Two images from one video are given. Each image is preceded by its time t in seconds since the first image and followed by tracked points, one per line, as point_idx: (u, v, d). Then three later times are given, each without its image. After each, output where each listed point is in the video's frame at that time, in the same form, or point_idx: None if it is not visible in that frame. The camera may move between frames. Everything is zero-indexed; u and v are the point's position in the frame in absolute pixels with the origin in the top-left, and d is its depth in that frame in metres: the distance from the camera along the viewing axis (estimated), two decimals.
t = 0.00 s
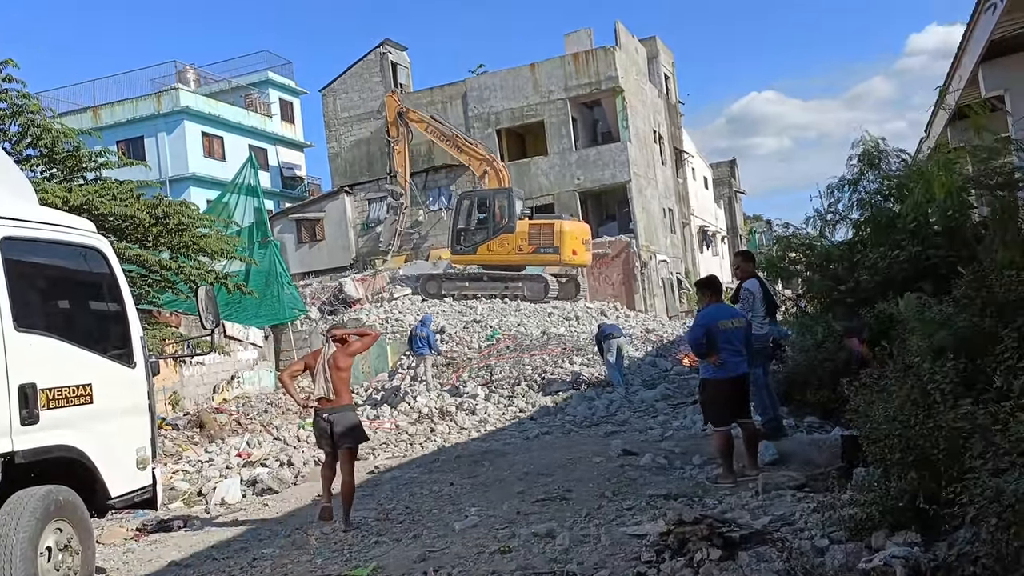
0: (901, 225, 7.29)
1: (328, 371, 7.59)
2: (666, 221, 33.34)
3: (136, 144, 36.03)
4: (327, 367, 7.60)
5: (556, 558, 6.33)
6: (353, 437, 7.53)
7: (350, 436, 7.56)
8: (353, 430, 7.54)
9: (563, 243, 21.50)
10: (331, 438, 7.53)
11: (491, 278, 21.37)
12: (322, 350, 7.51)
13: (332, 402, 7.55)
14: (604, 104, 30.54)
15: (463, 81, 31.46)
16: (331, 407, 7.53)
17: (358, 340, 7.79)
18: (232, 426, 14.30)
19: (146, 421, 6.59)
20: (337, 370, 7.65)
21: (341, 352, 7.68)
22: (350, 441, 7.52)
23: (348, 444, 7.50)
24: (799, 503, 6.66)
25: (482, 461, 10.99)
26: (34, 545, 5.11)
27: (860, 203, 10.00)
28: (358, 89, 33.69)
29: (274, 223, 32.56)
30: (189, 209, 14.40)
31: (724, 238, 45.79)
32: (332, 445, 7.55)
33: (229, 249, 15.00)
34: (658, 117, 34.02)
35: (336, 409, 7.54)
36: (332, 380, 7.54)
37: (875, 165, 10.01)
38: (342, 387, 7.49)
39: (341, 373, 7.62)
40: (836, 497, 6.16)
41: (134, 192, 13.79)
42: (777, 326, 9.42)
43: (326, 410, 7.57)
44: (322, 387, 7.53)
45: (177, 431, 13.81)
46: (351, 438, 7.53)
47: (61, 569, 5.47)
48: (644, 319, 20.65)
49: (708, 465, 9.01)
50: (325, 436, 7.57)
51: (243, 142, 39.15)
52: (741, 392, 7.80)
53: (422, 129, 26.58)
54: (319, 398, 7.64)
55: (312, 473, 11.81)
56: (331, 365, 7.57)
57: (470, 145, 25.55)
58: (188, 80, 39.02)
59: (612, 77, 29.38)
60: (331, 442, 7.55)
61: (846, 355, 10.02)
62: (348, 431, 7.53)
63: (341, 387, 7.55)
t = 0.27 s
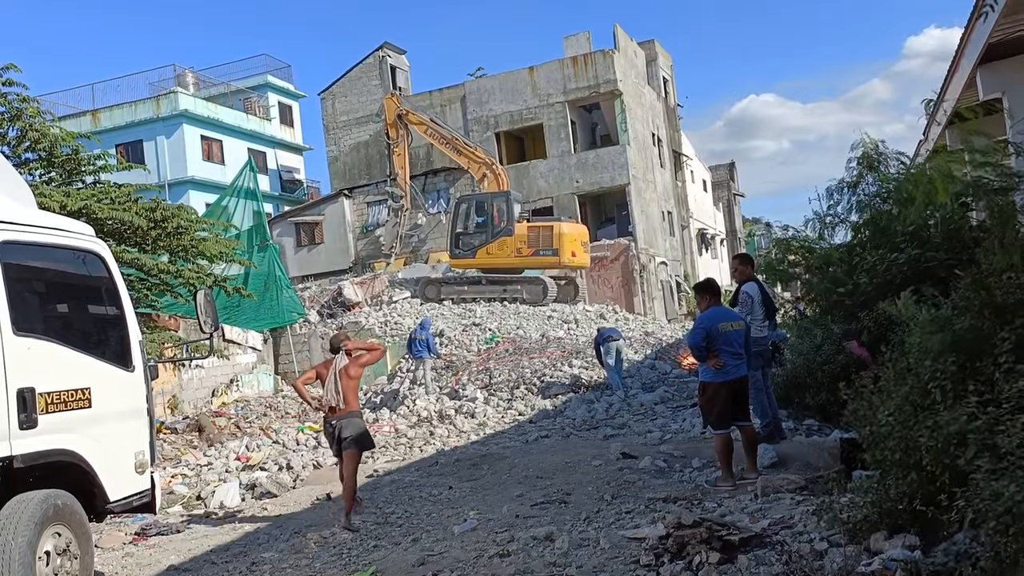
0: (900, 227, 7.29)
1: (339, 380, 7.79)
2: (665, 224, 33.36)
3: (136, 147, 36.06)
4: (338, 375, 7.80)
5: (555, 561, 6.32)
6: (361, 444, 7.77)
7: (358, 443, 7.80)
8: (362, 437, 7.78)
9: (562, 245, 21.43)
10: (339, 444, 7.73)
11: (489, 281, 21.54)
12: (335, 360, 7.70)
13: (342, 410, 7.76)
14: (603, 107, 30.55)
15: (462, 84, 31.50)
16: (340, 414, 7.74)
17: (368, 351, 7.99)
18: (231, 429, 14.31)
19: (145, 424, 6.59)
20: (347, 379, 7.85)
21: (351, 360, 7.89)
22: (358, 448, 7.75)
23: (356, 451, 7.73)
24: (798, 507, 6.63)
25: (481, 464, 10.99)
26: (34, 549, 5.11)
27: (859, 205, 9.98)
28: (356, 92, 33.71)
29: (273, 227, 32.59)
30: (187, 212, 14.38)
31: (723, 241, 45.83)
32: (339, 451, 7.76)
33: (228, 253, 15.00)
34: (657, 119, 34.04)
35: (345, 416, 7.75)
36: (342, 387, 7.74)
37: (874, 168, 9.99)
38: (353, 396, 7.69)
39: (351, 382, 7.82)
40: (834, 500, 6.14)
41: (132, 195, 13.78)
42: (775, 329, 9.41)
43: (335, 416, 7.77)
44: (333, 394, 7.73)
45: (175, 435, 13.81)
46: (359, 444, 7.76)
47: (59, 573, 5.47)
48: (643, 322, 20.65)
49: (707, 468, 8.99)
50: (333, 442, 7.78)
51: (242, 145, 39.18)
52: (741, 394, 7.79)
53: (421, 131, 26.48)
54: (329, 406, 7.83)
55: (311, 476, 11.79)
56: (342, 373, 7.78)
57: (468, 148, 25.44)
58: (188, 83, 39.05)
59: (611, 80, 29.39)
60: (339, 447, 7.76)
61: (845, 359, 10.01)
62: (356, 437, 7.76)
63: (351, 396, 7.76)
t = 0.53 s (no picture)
0: (897, 231, 7.31)
1: (341, 374, 8.46)
2: (663, 227, 33.39)
3: (133, 150, 36.06)
4: (340, 372, 8.49)
5: (552, 565, 6.30)
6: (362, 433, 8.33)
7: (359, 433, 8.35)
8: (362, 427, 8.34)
9: (562, 247, 21.39)
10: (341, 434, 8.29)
11: (486, 285, 21.58)
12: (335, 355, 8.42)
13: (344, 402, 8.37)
14: (600, 111, 30.58)
15: (459, 88, 31.54)
16: (343, 405, 8.34)
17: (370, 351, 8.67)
18: (229, 433, 14.29)
19: (141, 429, 6.57)
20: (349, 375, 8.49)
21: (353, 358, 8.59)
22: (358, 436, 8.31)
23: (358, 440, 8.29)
24: (796, 510, 6.63)
25: (479, 468, 10.98)
26: (31, 555, 5.10)
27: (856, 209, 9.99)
28: (354, 95, 33.73)
29: (271, 230, 32.58)
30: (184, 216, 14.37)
31: (720, 244, 45.90)
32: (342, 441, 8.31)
33: (226, 256, 15.01)
34: (654, 123, 34.09)
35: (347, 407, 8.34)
36: (344, 381, 8.39)
37: (872, 172, 10.01)
38: (352, 387, 8.31)
39: (353, 377, 8.47)
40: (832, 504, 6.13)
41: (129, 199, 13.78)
42: (773, 332, 9.42)
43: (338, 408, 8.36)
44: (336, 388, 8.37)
45: (173, 439, 13.79)
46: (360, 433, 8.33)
47: None
48: (641, 325, 20.66)
49: (705, 471, 8.98)
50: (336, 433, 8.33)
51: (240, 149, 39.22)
52: (738, 397, 7.79)
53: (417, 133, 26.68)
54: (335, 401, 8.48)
55: (309, 480, 11.78)
56: (344, 369, 8.46)
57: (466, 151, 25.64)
58: (185, 87, 39.06)
59: (608, 84, 29.43)
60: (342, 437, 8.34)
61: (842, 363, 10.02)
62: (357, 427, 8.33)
63: (352, 390, 8.39)
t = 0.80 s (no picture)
0: (896, 234, 7.33)
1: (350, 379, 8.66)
2: (662, 230, 33.41)
3: (133, 153, 36.08)
4: (349, 373, 8.74)
5: (552, 569, 6.29)
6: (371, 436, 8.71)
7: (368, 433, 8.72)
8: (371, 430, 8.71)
9: (565, 251, 21.72)
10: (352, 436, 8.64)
11: (486, 287, 21.55)
12: (344, 359, 8.60)
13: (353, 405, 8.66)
14: (599, 114, 30.61)
15: (458, 91, 31.58)
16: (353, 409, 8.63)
17: (377, 351, 8.87)
18: (228, 436, 14.28)
19: (140, 432, 6.57)
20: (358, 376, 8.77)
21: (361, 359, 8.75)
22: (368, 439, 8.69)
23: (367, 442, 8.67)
24: (795, 513, 6.63)
25: (478, 471, 10.97)
26: (29, 557, 5.09)
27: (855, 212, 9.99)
28: (354, 98, 33.76)
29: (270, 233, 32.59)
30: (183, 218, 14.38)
31: (719, 247, 45.94)
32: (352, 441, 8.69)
33: (225, 259, 15.02)
34: (653, 126, 34.12)
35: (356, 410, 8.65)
36: (353, 384, 8.62)
37: (870, 175, 10.02)
38: (362, 393, 8.56)
39: (361, 379, 8.71)
40: (831, 507, 6.11)
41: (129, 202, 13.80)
42: (773, 335, 9.42)
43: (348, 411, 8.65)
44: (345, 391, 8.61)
45: (172, 442, 13.79)
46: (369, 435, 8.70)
47: None
48: (640, 328, 20.68)
49: (704, 474, 8.98)
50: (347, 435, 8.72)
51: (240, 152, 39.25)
52: (738, 401, 7.78)
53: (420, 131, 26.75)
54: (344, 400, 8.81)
55: (308, 483, 11.76)
56: (353, 372, 8.64)
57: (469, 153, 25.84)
58: (185, 90, 39.09)
59: (607, 87, 29.47)
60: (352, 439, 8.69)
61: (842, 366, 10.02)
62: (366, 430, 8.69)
63: (361, 393, 8.66)
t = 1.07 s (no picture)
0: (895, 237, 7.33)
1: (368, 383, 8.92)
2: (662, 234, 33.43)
3: (133, 157, 36.11)
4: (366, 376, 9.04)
5: (551, 572, 6.29)
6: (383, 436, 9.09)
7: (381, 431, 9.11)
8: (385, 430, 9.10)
9: (567, 255, 21.66)
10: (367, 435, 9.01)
11: (486, 291, 21.60)
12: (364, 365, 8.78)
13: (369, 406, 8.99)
14: (599, 118, 30.63)
15: (458, 95, 31.63)
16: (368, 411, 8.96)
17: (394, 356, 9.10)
18: (227, 439, 14.28)
19: (139, 435, 6.57)
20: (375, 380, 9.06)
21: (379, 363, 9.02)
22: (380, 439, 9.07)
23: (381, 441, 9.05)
24: (795, 517, 6.62)
25: (477, 475, 10.97)
26: (29, 561, 5.08)
27: (854, 215, 9.99)
28: (353, 102, 33.80)
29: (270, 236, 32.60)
30: (182, 222, 14.38)
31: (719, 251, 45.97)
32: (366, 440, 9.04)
33: (225, 262, 15.02)
34: (653, 130, 34.17)
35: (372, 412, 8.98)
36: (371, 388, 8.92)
37: (870, 179, 10.02)
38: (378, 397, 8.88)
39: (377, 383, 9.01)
40: (830, 511, 6.10)
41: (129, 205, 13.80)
42: (772, 338, 9.42)
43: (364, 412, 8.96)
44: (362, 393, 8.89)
45: (171, 445, 13.78)
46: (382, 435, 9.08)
47: None
48: (640, 332, 20.69)
49: (704, 478, 8.97)
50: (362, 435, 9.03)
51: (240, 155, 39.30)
52: (738, 404, 7.78)
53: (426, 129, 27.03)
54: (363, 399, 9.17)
55: (307, 487, 11.76)
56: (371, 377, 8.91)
57: (474, 155, 26.29)
58: (185, 94, 39.14)
59: (607, 91, 29.50)
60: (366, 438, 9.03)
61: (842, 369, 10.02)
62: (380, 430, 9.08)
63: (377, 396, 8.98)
